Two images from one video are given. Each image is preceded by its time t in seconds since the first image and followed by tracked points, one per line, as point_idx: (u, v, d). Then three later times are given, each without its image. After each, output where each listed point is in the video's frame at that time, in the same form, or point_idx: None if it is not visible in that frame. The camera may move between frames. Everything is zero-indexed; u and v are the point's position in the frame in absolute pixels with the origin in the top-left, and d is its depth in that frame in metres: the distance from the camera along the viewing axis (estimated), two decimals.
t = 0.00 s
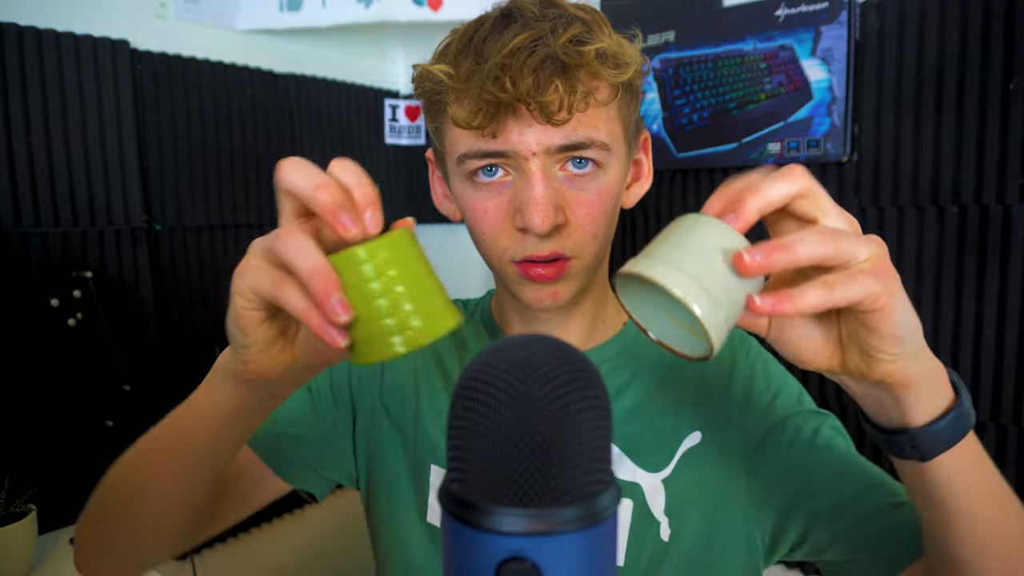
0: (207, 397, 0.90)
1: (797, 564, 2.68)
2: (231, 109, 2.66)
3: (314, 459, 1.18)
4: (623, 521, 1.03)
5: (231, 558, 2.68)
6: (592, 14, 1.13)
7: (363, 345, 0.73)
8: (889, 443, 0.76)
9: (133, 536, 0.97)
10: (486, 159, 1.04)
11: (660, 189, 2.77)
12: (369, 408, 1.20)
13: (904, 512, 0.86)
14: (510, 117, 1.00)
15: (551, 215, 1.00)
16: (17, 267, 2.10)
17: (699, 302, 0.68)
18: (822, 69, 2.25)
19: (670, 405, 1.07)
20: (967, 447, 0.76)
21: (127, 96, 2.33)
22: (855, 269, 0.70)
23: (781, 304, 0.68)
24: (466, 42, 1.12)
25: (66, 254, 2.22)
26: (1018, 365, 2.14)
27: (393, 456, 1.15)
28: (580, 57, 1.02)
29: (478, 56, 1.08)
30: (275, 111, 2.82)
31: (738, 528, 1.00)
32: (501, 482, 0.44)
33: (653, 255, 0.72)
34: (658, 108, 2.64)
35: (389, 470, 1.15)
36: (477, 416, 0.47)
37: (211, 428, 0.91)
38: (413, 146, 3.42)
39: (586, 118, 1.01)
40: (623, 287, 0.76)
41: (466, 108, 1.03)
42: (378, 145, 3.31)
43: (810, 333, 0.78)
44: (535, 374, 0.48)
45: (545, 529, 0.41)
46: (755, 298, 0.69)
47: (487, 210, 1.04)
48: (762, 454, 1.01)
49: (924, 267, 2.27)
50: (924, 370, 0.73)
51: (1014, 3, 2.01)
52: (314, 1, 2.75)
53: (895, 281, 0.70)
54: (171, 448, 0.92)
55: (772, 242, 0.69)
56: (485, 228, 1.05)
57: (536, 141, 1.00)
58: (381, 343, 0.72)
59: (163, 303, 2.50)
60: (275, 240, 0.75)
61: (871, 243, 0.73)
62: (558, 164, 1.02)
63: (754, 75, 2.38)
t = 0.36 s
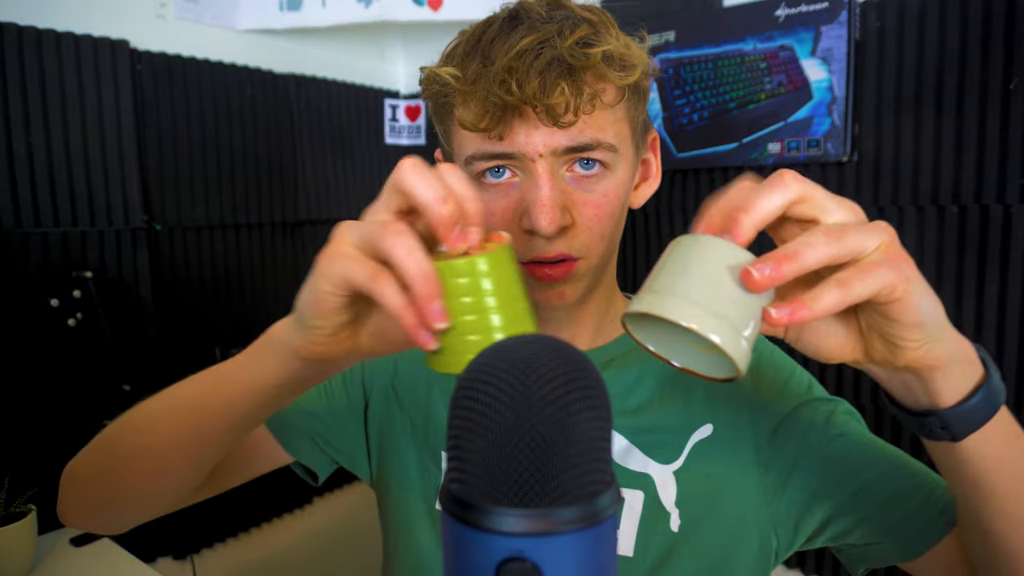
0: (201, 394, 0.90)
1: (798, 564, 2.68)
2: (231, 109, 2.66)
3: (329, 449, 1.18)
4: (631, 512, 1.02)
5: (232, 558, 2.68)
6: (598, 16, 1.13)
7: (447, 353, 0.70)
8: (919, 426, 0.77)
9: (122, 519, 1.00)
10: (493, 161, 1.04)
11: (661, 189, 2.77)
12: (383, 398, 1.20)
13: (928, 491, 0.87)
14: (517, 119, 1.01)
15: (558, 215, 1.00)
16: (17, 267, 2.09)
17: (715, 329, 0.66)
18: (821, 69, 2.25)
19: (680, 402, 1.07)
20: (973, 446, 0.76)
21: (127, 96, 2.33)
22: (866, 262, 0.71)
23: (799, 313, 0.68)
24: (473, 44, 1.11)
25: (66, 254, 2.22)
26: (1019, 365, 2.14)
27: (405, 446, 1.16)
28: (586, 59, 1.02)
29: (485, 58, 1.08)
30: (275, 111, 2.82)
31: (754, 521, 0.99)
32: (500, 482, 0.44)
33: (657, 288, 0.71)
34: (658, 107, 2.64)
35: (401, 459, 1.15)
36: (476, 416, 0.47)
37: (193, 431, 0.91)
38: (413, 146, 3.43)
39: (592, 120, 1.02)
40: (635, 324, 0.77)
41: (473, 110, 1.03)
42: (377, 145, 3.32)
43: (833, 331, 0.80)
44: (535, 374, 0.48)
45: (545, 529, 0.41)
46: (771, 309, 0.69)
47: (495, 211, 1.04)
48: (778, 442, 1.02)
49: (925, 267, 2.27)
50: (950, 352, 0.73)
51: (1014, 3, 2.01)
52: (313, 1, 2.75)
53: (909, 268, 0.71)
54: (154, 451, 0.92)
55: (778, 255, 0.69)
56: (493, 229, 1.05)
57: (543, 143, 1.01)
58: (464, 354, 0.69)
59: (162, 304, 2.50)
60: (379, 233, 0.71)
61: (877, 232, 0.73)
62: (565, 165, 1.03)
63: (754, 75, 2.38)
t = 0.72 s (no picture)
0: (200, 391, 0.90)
1: (798, 564, 2.68)
2: (231, 108, 2.66)
3: (328, 448, 1.18)
4: (635, 510, 1.01)
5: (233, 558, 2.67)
6: (597, 14, 1.12)
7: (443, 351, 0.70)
8: (917, 420, 0.77)
9: (117, 517, 1.00)
10: (495, 160, 1.03)
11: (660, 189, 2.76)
12: (384, 395, 1.21)
13: (929, 482, 0.88)
14: (518, 119, 1.01)
15: (560, 214, 0.99)
16: (17, 267, 2.09)
17: (709, 312, 0.66)
18: (821, 69, 2.25)
19: (681, 400, 1.07)
20: (968, 443, 0.76)
21: (127, 95, 2.33)
22: (857, 249, 0.70)
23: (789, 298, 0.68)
24: (474, 43, 1.11)
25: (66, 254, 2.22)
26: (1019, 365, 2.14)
27: (406, 443, 1.16)
28: (587, 57, 1.02)
29: (485, 57, 1.08)
30: (275, 111, 2.82)
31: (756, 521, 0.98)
32: (501, 482, 0.44)
33: (649, 271, 0.70)
34: (658, 107, 2.63)
35: (402, 456, 1.15)
36: (477, 416, 0.47)
37: (189, 432, 0.91)
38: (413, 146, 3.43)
39: (593, 118, 1.02)
40: (623, 312, 0.75)
41: (474, 110, 1.03)
42: (377, 145, 3.32)
43: (821, 322, 0.80)
44: (536, 374, 0.48)
45: (546, 528, 0.41)
46: (761, 295, 0.69)
47: (497, 211, 1.04)
48: (779, 438, 1.01)
49: (925, 267, 2.27)
50: (942, 341, 0.73)
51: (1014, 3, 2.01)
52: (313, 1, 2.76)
53: (898, 255, 0.71)
54: (151, 450, 0.92)
55: (768, 234, 0.69)
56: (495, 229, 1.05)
57: (544, 142, 1.00)
58: (460, 350, 0.69)
59: (162, 304, 2.50)
60: (371, 229, 0.71)
61: (869, 219, 0.73)
62: (566, 164, 1.03)
63: (754, 75, 2.38)
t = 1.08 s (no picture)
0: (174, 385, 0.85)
1: (798, 564, 2.68)
2: (231, 108, 2.66)
3: (316, 445, 1.20)
4: (626, 509, 1.02)
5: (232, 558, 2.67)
6: (572, 11, 1.11)
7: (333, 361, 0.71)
8: (864, 414, 0.73)
9: (99, 501, 0.99)
10: (473, 162, 1.04)
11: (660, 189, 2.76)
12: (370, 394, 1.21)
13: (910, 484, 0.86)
14: (492, 119, 1.00)
15: (537, 214, 1.00)
16: (15, 266, 2.08)
17: (621, 322, 0.65)
18: (822, 69, 2.25)
19: (674, 400, 1.07)
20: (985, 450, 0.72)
21: (126, 95, 2.33)
22: (768, 246, 0.67)
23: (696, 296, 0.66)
24: (449, 46, 1.11)
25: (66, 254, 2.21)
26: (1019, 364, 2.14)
27: (395, 442, 1.16)
28: (558, 56, 1.01)
29: (459, 60, 1.08)
30: (275, 111, 2.82)
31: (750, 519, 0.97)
32: (501, 482, 0.44)
33: (566, 286, 0.70)
34: (658, 107, 2.62)
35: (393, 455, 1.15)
36: (477, 415, 0.47)
37: (163, 418, 0.88)
38: (413, 146, 3.43)
39: (569, 116, 1.01)
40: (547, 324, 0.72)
41: (448, 112, 1.04)
42: (378, 145, 3.32)
43: (755, 318, 0.76)
44: (537, 374, 0.48)
45: (546, 528, 0.41)
46: (669, 296, 0.67)
47: (477, 212, 1.05)
48: (768, 438, 1.00)
49: (925, 268, 2.27)
50: (874, 332, 0.69)
51: (1014, 3, 2.01)
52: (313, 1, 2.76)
53: (814, 249, 0.67)
54: (128, 436, 0.90)
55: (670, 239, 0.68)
56: (476, 230, 1.06)
57: (519, 142, 1.00)
58: (358, 360, 0.71)
59: (162, 303, 2.50)
60: (251, 238, 0.66)
61: (781, 216, 0.70)
62: (544, 164, 1.02)
63: (754, 75, 2.38)
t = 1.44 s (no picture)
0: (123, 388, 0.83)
1: (797, 564, 2.68)
2: (232, 108, 2.65)
3: (308, 446, 1.21)
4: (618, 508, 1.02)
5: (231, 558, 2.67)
6: (530, 13, 1.15)
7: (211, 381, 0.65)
8: (798, 411, 0.76)
9: (67, 498, 0.98)
10: (443, 169, 1.06)
11: (660, 190, 2.76)
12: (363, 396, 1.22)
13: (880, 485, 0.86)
14: (455, 125, 1.03)
15: (506, 216, 1.02)
16: (16, 266, 2.08)
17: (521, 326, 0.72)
18: (822, 69, 2.26)
19: (663, 399, 1.07)
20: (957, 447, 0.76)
21: (127, 95, 2.33)
22: (662, 251, 0.72)
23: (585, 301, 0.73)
24: (411, 56, 1.16)
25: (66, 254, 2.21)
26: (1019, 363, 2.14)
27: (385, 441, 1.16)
28: (513, 58, 1.04)
29: (421, 68, 1.12)
30: (275, 110, 2.81)
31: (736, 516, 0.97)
32: (501, 482, 0.44)
33: (473, 294, 0.77)
34: (658, 107, 2.62)
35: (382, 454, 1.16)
36: (477, 416, 0.47)
37: (125, 408, 0.87)
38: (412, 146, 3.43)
39: (531, 117, 1.03)
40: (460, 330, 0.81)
41: (411, 121, 1.07)
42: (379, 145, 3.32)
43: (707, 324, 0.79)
44: (537, 374, 0.48)
45: (546, 529, 0.41)
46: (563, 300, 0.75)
47: (450, 218, 1.09)
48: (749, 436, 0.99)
49: (925, 267, 2.27)
50: (783, 330, 0.72)
51: (1015, 3, 2.01)
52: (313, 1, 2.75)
53: (708, 252, 0.72)
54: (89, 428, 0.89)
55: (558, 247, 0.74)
56: (450, 235, 1.11)
57: (484, 146, 1.02)
58: (238, 378, 0.64)
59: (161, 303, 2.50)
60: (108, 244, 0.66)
61: (677, 225, 0.75)
62: (511, 167, 1.03)
63: (754, 75, 2.38)
